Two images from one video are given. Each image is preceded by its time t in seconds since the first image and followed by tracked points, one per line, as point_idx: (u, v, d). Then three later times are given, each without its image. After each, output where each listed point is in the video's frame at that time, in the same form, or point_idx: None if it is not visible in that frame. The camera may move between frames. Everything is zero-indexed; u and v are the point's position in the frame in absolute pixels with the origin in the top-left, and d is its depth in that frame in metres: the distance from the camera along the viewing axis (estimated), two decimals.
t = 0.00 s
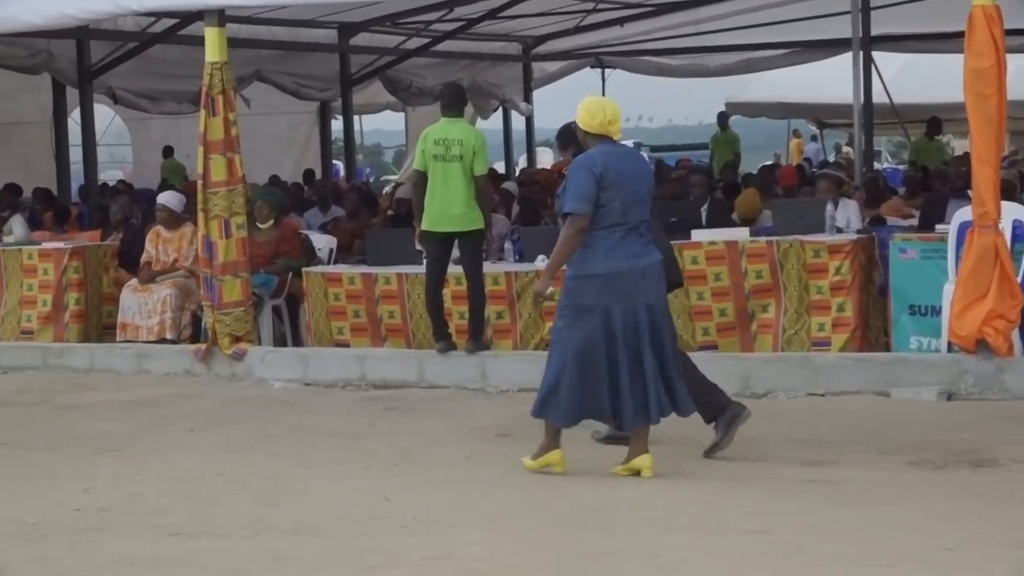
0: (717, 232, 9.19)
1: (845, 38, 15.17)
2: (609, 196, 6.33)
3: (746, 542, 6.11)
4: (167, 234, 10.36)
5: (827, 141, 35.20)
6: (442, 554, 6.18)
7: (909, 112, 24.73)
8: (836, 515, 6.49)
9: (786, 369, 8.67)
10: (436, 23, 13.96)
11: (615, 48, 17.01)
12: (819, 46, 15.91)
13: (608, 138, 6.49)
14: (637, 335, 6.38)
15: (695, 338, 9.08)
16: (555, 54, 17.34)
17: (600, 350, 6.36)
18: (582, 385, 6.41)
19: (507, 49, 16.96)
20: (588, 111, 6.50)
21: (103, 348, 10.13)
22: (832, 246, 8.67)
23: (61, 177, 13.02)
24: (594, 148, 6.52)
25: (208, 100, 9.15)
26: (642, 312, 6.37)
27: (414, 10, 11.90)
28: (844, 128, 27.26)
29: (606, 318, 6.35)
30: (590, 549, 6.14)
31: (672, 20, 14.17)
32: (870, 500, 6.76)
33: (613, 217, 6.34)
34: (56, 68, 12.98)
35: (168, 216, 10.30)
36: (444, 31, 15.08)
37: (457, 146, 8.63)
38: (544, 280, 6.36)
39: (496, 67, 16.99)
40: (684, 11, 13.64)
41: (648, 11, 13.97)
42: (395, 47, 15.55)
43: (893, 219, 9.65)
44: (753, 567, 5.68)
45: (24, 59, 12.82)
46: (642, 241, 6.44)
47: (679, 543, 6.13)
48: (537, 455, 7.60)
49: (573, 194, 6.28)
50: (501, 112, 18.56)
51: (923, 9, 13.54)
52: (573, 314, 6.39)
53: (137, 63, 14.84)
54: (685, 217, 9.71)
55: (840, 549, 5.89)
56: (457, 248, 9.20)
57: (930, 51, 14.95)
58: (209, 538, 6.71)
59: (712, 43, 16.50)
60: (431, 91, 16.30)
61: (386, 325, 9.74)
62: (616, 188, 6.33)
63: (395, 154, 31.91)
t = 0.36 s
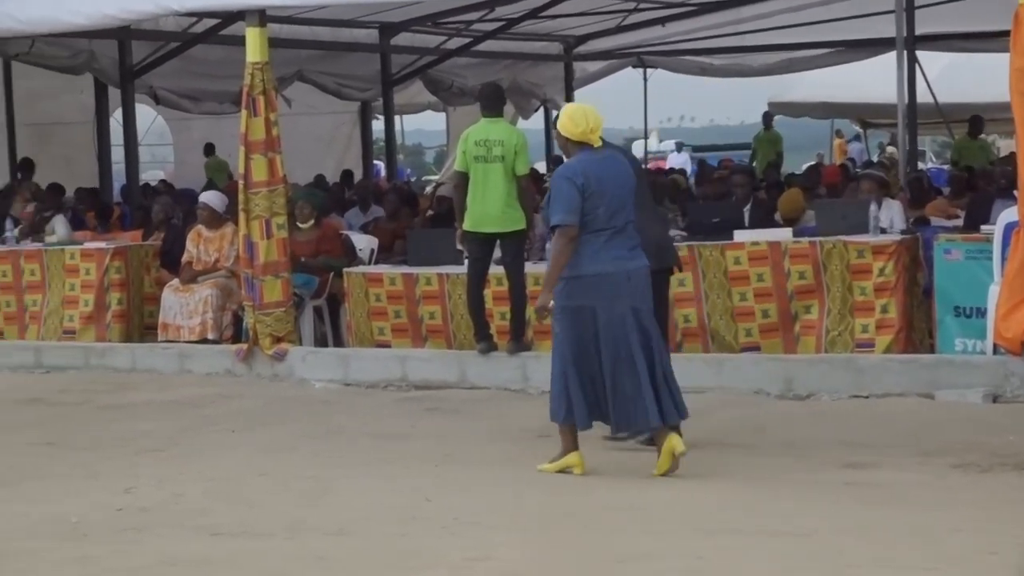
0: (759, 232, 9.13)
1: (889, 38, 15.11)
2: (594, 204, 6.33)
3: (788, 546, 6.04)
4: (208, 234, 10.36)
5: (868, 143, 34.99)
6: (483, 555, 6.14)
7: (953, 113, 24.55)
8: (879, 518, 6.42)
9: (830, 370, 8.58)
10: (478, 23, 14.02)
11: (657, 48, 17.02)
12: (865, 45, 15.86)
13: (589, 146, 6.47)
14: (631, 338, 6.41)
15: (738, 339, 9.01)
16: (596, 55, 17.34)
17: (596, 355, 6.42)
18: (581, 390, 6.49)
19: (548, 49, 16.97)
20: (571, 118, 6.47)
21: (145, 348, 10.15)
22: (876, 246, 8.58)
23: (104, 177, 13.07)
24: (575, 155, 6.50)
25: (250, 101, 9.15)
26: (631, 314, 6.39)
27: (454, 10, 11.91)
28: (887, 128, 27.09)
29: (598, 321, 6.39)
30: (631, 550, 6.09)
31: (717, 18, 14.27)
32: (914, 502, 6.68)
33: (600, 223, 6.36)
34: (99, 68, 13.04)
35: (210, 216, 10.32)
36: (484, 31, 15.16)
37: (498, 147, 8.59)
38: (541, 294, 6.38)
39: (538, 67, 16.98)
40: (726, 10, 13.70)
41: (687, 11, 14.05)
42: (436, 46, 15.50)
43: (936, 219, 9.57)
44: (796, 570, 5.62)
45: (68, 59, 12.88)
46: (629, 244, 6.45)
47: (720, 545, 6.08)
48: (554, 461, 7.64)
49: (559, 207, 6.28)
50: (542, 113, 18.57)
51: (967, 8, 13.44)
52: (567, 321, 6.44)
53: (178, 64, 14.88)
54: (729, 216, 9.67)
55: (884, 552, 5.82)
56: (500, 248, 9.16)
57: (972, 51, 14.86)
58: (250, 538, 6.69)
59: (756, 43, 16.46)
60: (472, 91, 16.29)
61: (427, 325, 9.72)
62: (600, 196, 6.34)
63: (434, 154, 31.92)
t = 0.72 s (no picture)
0: (812, 242, 9.09)
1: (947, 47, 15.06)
2: (603, 209, 6.49)
3: (846, 559, 5.96)
4: (262, 244, 10.36)
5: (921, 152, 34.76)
6: (536, 566, 6.09)
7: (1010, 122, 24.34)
8: (939, 532, 6.32)
9: (885, 382, 8.50)
10: (530, 32, 14.14)
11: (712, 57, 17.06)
12: (925, 54, 15.65)
13: (600, 153, 6.65)
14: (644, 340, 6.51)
15: (792, 350, 8.95)
16: (651, 64, 17.38)
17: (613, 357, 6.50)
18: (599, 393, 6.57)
19: (602, 58, 16.99)
20: (583, 124, 6.64)
21: (199, 357, 10.18)
22: (932, 257, 8.50)
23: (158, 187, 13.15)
24: (585, 162, 6.67)
25: (303, 111, 9.18)
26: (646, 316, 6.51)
27: (508, 19, 11.95)
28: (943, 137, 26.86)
29: (613, 324, 6.49)
30: (686, 562, 6.02)
31: (782, 24, 14.45)
32: (973, 516, 6.59)
33: (609, 228, 6.50)
34: (154, 78, 13.15)
35: (263, 225, 10.34)
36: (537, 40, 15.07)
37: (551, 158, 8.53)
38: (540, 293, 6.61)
39: (592, 76, 16.98)
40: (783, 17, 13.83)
41: (745, 19, 14.12)
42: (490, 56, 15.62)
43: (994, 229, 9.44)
44: None
45: (125, 71, 12.97)
46: (641, 249, 6.58)
47: (775, 558, 6.00)
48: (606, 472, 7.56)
49: (564, 213, 6.45)
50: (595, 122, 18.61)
51: None
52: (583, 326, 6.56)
53: (231, 75, 14.94)
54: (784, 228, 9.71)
55: (943, 567, 5.73)
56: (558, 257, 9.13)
57: None
58: (303, 548, 6.65)
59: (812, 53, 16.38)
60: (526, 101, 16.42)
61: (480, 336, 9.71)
62: (608, 202, 6.49)
63: (487, 163, 31.99)
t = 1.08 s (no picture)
0: (864, 252, 9.05)
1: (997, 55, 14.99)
2: (617, 221, 6.58)
3: (899, 571, 5.88)
4: (312, 252, 10.47)
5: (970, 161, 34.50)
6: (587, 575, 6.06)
7: None
8: (994, 544, 6.25)
9: (939, 392, 8.43)
10: (582, 42, 14.25)
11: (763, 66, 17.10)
12: (980, 63, 15.56)
13: (623, 166, 6.75)
14: (644, 354, 6.69)
15: (844, 360, 8.90)
16: (702, 72, 17.47)
17: (613, 369, 6.67)
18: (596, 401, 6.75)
19: (654, 66, 17.01)
20: (611, 136, 6.75)
21: (249, 365, 10.22)
22: (985, 266, 8.44)
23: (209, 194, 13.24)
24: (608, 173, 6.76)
25: (354, 120, 9.21)
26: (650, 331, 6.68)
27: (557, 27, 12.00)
28: (994, 146, 26.64)
29: (616, 337, 6.65)
30: (738, 572, 5.98)
31: (832, 35, 14.50)
32: None
33: (620, 241, 6.61)
34: (206, 87, 13.32)
35: (314, 233, 10.42)
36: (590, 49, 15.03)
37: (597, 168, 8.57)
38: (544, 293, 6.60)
39: (644, 85, 17.09)
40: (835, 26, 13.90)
41: (798, 28, 14.16)
42: (540, 65, 15.57)
43: None
44: None
45: (177, 80, 13.14)
46: (647, 263, 6.72)
47: (828, 569, 5.95)
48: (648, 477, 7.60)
49: (581, 220, 6.52)
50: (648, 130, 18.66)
51: None
52: (586, 335, 6.70)
53: (281, 83, 15.02)
54: (836, 236, 9.78)
55: None
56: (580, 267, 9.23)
57: None
58: (354, 556, 6.62)
59: (865, 61, 16.36)
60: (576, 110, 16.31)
61: (530, 345, 9.70)
62: (623, 215, 6.59)
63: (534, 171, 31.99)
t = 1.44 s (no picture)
0: (922, 252, 8.96)
1: None
2: (636, 216, 6.68)
3: None
4: (367, 252, 10.49)
5: None
6: None
7: None
8: None
9: (998, 394, 8.32)
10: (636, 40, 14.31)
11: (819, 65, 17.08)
12: None
13: (637, 165, 6.86)
14: (656, 349, 6.80)
15: (902, 361, 8.83)
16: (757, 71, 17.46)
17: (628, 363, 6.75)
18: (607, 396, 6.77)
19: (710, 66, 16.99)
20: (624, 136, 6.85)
21: (303, 365, 10.23)
22: None
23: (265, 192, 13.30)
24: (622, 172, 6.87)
25: (408, 119, 9.20)
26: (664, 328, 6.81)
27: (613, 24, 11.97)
28: None
29: (632, 332, 6.73)
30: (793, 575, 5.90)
31: (884, 34, 14.48)
32: None
33: (638, 235, 6.71)
34: (261, 86, 13.38)
35: (366, 233, 10.47)
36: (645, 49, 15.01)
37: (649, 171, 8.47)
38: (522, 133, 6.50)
39: (699, 84, 17.05)
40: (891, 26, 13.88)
41: (856, 26, 14.11)
42: (595, 64, 15.65)
43: None
44: None
45: (233, 80, 13.15)
46: (660, 260, 6.85)
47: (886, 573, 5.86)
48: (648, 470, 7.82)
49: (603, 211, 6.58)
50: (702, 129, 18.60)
51: None
52: (603, 330, 6.73)
53: (336, 82, 15.05)
54: (894, 236, 9.78)
55: None
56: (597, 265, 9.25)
57: None
58: (407, 557, 6.54)
59: (919, 59, 16.26)
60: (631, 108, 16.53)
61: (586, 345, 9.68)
62: (641, 210, 6.69)
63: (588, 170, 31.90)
